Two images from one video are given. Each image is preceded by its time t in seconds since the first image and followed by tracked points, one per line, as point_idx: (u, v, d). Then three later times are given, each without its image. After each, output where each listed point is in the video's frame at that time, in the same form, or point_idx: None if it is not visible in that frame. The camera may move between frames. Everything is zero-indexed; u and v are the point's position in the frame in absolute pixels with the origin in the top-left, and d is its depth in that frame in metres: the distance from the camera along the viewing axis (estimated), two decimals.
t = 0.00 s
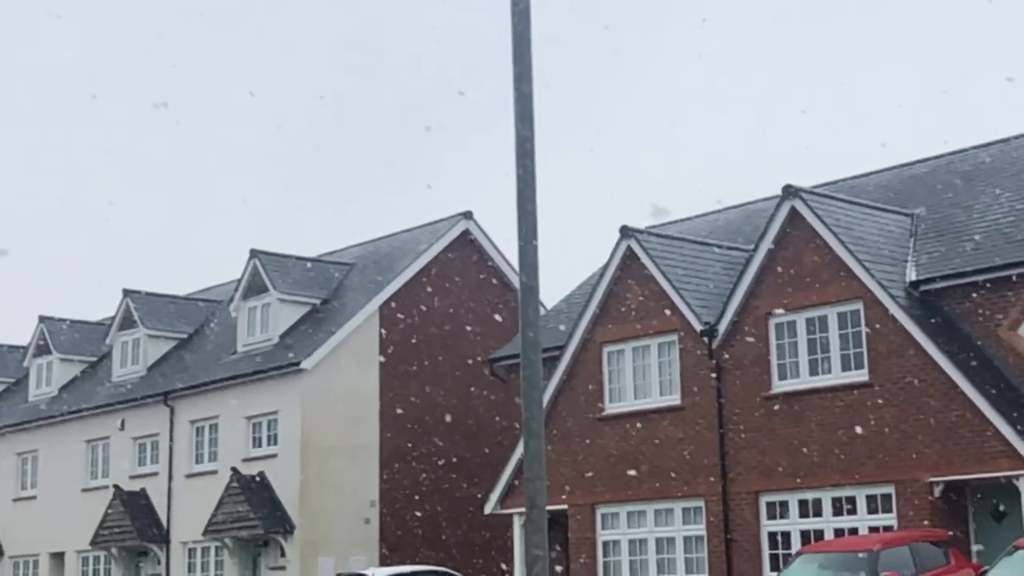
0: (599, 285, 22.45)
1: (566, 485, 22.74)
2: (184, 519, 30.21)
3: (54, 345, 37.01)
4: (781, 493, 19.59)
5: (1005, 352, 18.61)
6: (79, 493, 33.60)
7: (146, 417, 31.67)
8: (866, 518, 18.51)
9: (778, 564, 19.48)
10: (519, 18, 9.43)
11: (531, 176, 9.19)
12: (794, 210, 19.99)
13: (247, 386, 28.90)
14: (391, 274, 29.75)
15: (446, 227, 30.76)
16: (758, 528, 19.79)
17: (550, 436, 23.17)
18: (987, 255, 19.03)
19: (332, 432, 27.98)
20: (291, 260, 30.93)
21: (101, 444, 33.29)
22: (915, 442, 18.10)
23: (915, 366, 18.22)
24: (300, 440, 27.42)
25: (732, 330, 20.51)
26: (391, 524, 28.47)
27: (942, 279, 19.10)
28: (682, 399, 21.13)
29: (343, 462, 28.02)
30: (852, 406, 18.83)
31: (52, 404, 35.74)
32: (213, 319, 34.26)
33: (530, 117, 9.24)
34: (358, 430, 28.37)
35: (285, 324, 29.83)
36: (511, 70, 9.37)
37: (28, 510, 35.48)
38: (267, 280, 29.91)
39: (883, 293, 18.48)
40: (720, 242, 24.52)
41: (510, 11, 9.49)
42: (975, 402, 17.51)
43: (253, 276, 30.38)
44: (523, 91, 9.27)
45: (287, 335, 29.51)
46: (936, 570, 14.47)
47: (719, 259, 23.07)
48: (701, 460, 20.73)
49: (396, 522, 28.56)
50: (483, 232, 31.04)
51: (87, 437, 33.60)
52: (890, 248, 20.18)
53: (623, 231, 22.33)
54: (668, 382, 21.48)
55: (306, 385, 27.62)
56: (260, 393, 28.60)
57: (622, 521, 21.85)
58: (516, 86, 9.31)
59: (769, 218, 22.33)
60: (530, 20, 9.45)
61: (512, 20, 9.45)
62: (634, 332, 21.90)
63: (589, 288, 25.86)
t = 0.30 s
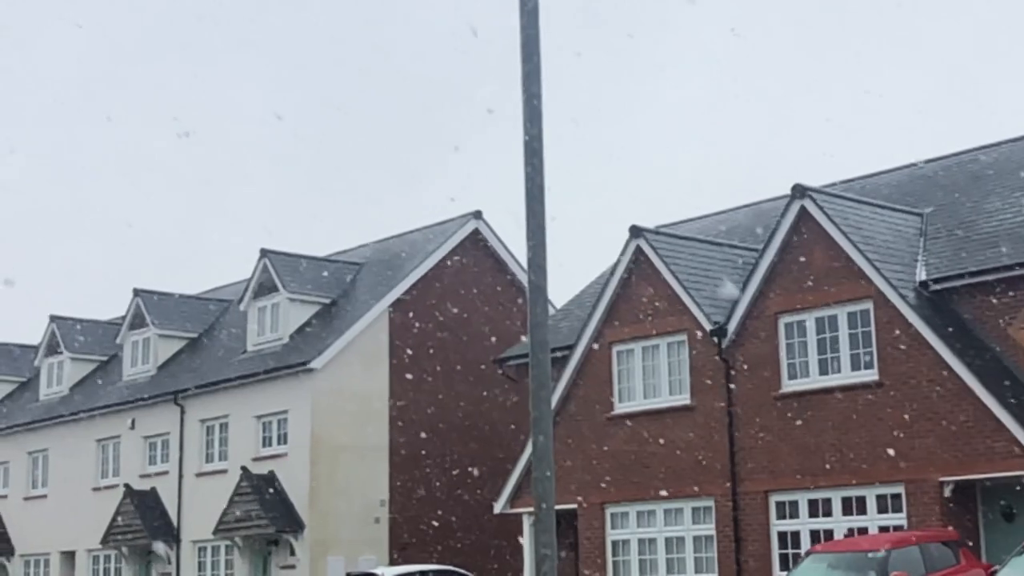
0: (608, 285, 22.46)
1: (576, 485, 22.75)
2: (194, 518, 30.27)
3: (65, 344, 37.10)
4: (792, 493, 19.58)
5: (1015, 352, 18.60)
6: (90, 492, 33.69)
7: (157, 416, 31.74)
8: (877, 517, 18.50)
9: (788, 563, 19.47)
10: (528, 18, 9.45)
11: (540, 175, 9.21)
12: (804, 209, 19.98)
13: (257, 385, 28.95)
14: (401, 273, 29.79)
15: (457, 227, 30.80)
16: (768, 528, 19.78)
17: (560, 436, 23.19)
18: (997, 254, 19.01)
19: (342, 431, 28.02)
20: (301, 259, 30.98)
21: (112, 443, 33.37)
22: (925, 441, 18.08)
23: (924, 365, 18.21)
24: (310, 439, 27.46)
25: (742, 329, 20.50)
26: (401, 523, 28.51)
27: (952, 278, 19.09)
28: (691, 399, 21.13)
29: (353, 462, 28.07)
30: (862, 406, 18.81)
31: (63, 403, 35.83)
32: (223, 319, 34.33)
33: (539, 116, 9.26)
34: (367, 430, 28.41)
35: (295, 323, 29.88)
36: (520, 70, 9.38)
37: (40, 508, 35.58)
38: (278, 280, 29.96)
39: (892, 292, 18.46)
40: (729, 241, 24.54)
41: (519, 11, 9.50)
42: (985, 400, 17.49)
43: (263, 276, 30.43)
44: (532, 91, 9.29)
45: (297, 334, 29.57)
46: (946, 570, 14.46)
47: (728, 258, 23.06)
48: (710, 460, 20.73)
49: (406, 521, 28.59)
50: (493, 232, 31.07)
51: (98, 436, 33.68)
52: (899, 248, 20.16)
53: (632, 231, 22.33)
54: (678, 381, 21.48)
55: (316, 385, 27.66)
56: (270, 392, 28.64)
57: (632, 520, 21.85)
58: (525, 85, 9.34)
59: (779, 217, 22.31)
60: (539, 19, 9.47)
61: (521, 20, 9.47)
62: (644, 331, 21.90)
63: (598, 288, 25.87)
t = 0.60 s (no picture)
0: (618, 284, 22.44)
1: (585, 484, 22.74)
2: (204, 516, 30.32)
3: (76, 343, 37.18)
4: (802, 492, 19.55)
5: None
6: (100, 490, 33.76)
7: (167, 414, 31.79)
8: (887, 517, 18.45)
9: (798, 562, 19.44)
10: (536, 16, 9.44)
11: (549, 173, 9.19)
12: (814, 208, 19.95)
13: (268, 383, 28.98)
14: (411, 272, 29.80)
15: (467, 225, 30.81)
16: (778, 527, 19.75)
17: (569, 434, 23.19)
18: (1008, 253, 18.97)
19: (352, 430, 28.05)
20: (311, 258, 31.01)
21: (123, 441, 33.43)
22: (935, 440, 18.04)
23: (934, 365, 18.17)
24: (320, 437, 27.49)
25: (752, 328, 20.48)
26: (411, 521, 28.52)
27: (962, 277, 19.05)
28: (701, 398, 21.10)
29: (363, 460, 28.09)
30: (873, 404, 18.78)
31: (74, 401, 35.90)
32: (233, 317, 34.37)
33: (547, 114, 9.25)
34: (377, 428, 28.43)
35: (306, 322, 29.92)
36: (529, 68, 9.37)
37: (50, 506, 35.67)
38: (288, 278, 30.00)
39: (903, 291, 18.43)
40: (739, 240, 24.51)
41: (527, 9, 9.49)
42: (995, 400, 17.46)
43: (274, 274, 30.46)
44: (540, 90, 9.27)
45: (307, 333, 29.59)
46: (956, 569, 14.43)
47: (738, 257, 23.03)
48: (720, 458, 20.71)
49: (415, 519, 28.60)
50: (503, 230, 31.08)
51: (109, 434, 33.74)
52: (910, 247, 20.12)
53: (642, 229, 22.30)
54: (688, 380, 21.46)
55: (325, 383, 27.69)
56: (281, 391, 28.68)
57: (642, 519, 21.84)
58: (533, 84, 9.33)
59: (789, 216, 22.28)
60: (547, 17, 9.46)
61: (529, 18, 9.45)
62: (654, 330, 21.89)
63: (608, 286, 25.85)
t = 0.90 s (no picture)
0: (629, 283, 22.44)
1: (596, 483, 22.74)
2: (216, 514, 30.38)
3: (88, 342, 37.28)
4: (813, 491, 19.53)
5: None
6: (112, 488, 33.85)
7: (178, 413, 31.86)
8: (899, 515, 18.42)
9: (809, 562, 19.41)
10: (545, 14, 9.45)
11: (558, 172, 9.19)
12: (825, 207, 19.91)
13: (279, 382, 29.02)
14: (422, 271, 29.82)
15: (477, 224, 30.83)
16: (789, 526, 19.73)
17: (579, 433, 23.20)
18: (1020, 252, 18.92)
19: (363, 428, 28.08)
20: (322, 256, 31.04)
21: (135, 440, 33.51)
22: (947, 439, 18.01)
23: (946, 364, 18.14)
24: (332, 436, 27.53)
25: (763, 327, 20.46)
26: (421, 520, 28.55)
27: (974, 276, 19.01)
28: (712, 397, 21.08)
29: (374, 459, 28.12)
30: (884, 404, 18.75)
31: (86, 400, 35.99)
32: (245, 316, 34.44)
33: (556, 112, 9.25)
34: (388, 427, 28.46)
35: (317, 321, 29.96)
36: (538, 66, 9.37)
37: (63, 505, 35.78)
38: (299, 277, 30.04)
39: (914, 290, 18.39)
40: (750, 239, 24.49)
41: (537, 7, 9.49)
42: (1006, 399, 17.42)
43: (285, 273, 30.50)
44: (550, 88, 9.27)
45: (319, 331, 29.63)
46: (968, 568, 14.40)
47: (749, 256, 23.01)
48: (731, 458, 20.69)
49: (426, 518, 28.63)
50: (513, 229, 31.09)
51: (121, 433, 33.82)
52: (921, 245, 20.08)
53: (653, 228, 22.29)
54: (699, 379, 21.44)
55: (336, 382, 27.73)
56: (292, 389, 28.72)
57: (653, 518, 21.83)
58: (542, 82, 9.34)
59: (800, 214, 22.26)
60: (557, 16, 9.46)
61: (539, 16, 9.46)
62: (664, 329, 21.88)
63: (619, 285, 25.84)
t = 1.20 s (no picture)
0: (642, 282, 22.42)
1: (610, 482, 22.73)
2: (231, 515, 30.42)
3: (103, 342, 37.37)
4: (827, 490, 19.49)
5: None
6: (127, 488, 33.94)
7: (193, 412, 31.93)
8: (913, 514, 18.37)
9: (824, 561, 19.38)
10: (558, 14, 9.44)
11: (571, 171, 9.18)
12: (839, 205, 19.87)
13: (293, 382, 29.07)
14: (436, 270, 29.85)
15: (491, 224, 30.84)
16: (804, 525, 19.69)
17: (593, 433, 23.19)
18: None
19: (377, 429, 28.11)
20: (336, 256, 31.08)
21: (149, 439, 33.60)
22: (962, 438, 17.96)
23: (961, 362, 18.09)
24: (345, 436, 27.57)
25: (776, 326, 20.43)
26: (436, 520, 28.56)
27: (988, 273, 18.95)
28: (726, 396, 21.06)
29: (388, 459, 28.15)
30: (899, 402, 18.70)
31: (101, 400, 36.09)
32: (259, 316, 34.50)
33: (569, 111, 9.25)
34: (402, 427, 28.48)
35: (331, 320, 29.99)
36: (551, 65, 9.36)
37: (77, 505, 35.88)
38: (313, 276, 30.08)
39: (929, 288, 18.35)
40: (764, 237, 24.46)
41: (549, 6, 9.49)
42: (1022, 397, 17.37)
43: (299, 273, 30.55)
44: (563, 87, 9.26)
45: (333, 331, 29.67)
46: (984, 567, 14.35)
47: (763, 254, 22.97)
48: (746, 457, 20.66)
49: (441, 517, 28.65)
50: (527, 228, 31.10)
51: (135, 433, 33.91)
52: (936, 243, 20.02)
53: (666, 227, 22.26)
54: (713, 378, 21.41)
55: (350, 381, 27.76)
56: (306, 389, 28.76)
57: (666, 518, 21.81)
58: (556, 81, 9.34)
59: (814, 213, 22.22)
60: (569, 15, 9.46)
61: (551, 15, 9.46)
62: (678, 328, 21.85)
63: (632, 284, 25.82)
